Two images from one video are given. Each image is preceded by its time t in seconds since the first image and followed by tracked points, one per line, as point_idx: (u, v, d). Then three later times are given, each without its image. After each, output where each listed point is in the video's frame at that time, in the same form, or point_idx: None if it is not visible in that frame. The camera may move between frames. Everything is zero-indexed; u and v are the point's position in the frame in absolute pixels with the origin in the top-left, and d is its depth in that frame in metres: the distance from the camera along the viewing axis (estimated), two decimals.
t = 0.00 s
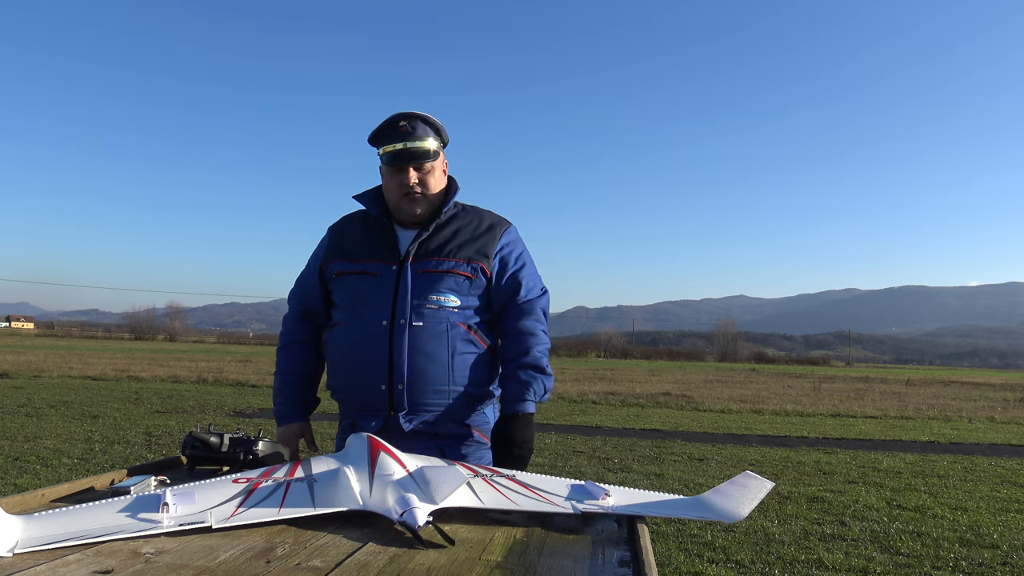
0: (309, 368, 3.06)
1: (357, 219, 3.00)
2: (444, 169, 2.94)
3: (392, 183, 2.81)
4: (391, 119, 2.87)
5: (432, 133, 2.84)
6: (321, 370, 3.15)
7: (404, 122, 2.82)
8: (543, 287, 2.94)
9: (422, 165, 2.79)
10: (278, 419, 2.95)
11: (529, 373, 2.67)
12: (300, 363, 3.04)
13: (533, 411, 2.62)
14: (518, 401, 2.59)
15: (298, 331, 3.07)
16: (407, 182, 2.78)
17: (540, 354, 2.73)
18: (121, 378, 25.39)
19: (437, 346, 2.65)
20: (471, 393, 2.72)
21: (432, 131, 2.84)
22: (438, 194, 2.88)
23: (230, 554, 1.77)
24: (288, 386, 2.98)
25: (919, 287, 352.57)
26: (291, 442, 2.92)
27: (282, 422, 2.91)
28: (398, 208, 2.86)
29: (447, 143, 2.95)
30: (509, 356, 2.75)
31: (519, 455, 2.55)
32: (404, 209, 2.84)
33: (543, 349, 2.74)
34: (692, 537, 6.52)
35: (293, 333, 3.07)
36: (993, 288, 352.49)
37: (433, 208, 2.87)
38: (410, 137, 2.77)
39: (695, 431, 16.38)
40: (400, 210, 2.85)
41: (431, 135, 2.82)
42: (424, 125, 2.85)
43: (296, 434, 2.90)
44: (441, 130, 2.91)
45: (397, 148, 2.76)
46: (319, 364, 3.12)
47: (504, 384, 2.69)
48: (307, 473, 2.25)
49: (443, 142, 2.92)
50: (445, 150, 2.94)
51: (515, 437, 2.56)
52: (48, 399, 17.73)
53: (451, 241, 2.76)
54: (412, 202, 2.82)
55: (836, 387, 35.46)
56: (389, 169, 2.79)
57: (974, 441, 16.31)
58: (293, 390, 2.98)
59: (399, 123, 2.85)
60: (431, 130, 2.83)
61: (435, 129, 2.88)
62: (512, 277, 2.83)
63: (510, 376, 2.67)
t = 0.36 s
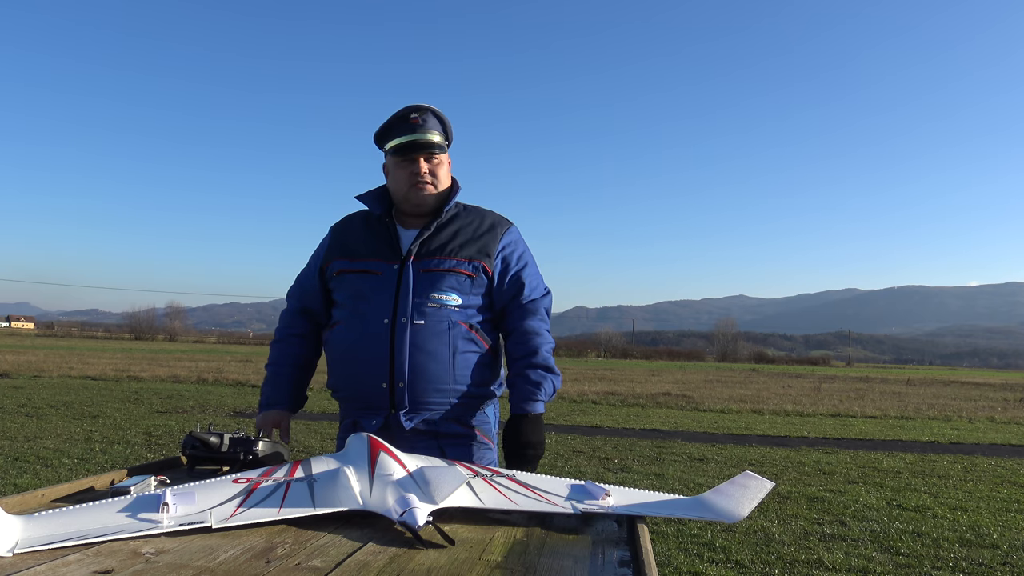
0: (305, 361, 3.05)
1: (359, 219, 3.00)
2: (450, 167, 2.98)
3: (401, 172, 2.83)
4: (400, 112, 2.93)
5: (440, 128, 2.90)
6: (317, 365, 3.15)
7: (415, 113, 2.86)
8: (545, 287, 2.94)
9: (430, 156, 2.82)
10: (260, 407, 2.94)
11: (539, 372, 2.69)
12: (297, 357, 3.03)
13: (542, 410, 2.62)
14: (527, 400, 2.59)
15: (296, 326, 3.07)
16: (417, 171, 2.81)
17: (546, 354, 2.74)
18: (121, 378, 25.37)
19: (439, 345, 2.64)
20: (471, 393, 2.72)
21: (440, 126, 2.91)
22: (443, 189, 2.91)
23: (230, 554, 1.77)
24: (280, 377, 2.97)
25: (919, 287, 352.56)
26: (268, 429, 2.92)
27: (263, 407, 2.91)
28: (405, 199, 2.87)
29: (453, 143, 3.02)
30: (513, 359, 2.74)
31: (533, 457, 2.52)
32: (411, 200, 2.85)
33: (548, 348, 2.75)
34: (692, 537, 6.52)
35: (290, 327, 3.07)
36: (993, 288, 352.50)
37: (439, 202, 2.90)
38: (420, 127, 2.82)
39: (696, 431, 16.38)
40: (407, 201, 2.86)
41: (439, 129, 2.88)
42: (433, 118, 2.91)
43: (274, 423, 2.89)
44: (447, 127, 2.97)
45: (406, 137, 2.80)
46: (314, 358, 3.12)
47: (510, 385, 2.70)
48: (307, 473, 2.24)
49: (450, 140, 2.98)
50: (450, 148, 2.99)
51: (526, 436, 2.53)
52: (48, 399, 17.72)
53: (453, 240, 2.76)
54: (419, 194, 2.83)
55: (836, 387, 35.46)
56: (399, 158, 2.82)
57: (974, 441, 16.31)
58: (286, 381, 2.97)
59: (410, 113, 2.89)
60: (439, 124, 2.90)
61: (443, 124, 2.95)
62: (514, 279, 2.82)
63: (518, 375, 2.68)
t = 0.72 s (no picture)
0: (307, 363, 3.05)
1: (359, 219, 3.00)
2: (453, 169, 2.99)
3: (404, 171, 2.83)
4: (406, 111, 2.93)
5: (446, 129, 2.91)
6: (319, 367, 3.14)
7: (421, 113, 2.87)
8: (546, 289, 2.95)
9: (434, 157, 2.83)
10: (269, 412, 2.94)
11: (536, 374, 2.69)
12: (298, 358, 3.03)
13: (538, 412, 2.62)
14: (522, 403, 2.59)
15: (297, 328, 3.06)
16: (420, 169, 2.81)
17: (545, 355, 2.75)
18: (121, 378, 25.38)
19: (440, 345, 2.64)
20: (472, 394, 2.71)
21: (446, 128, 2.91)
22: (446, 190, 2.92)
23: (230, 554, 1.77)
24: (284, 380, 2.97)
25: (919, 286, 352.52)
26: (281, 436, 2.91)
27: (273, 414, 2.92)
28: (407, 199, 2.86)
29: (458, 145, 3.02)
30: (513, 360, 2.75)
31: (524, 459, 2.54)
32: (413, 200, 2.85)
33: (547, 349, 2.75)
34: (692, 537, 6.52)
35: (292, 329, 3.06)
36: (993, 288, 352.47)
37: (442, 203, 2.90)
38: (426, 126, 2.82)
39: (696, 431, 16.38)
40: (409, 201, 2.86)
41: (445, 130, 2.89)
42: (439, 119, 2.92)
43: (286, 429, 2.89)
44: (453, 128, 2.98)
45: (412, 136, 2.80)
46: (316, 360, 3.12)
47: (509, 386, 2.70)
48: (307, 473, 2.24)
49: (454, 142, 2.98)
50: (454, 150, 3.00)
51: (519, 439, 2.54)
52: (47, 399, 17.72)
53: (454, 241, 2.76)
54: (421, 194, 2.83)
55: (836, 387, 35.46)
56: (403, 156, 2.82)
57: (974, 441, 16.30)
58: (289, 384, 2.97)
59: (416, 113, 2.90)
60: (445, 126, 2.91)
61: (448, 126, 2.96)
62: (516, 280, 2.82)
63: (517, 377, 2.69)
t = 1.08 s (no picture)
0: (305, 362, 3.05)
1: (359, 218, 3.00)
2: (451, 168, 2.98)
3: (401, 170, 2.83)
4: (402, 111, 2.93)
5: (443, 128, 2.91)
6: (317, 366, 3.15)
7: (417, 112, 2.87)
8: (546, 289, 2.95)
9: (431, 156, 2.83)
10: (266, 411, 2.94)
11: (537, 374, 2.69)
12: (296, 358, 3.03)
13: (539, 412, 2.62)
14: (523, 403, 2.59)
15: (296, 327, 3.07)
16: (417, 169, 2.81)
17: (546, 355, 2.74)
18: (121, 378, 25.37)
19: (440, 345, 2.65)
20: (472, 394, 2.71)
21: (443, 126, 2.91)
22: (444, 189, 2.91)
23: (230, 554, 1.77)
24: (282, 379, 2.97)
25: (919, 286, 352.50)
26: (275, 434, 2.91)
27: (269, 412, 2.92)
28: (405, 198, 2.86)
29: (455, 144, 3.02)
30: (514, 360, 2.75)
31: (527, 459, 2.54)
32: (410, 199, 2.85)
33: (547, 350, 2.75)
34: (692, 537, 6.52)
35: (290, 328, 3.06)
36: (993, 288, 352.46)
37: (439, 202, 2.90)
38: (422, 125, 2.82)
39: (696, 431, 16.38)
40: (406, 200, 2.86)
41: (441, 129, 2.88)
42: (435, 118, 2.92)
43: (280, 427, 2.89)
44: (450, 128, 2.98)
45: (408, 135, 2.80)
46: (314, 360, 3.12)
47: (509, 386, 2.71)
48: (307, 473, 2.24)
49: (452, 141, 2.98)
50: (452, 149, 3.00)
51: (521, 438, 2.53)
52: (47, 399, 17.72)
53: (454, 241, 2.76)
54: (418, 193, 2.83)
55: (836, 387, 35.46)
56: (399, 156, 2.82)
57: (974, 441, 16.30)
58: (287, 383, 2.97)
59: (412, 112, 2.90)
60: (442, 124, 2.91)
61: (445, 125, 2.96)
62: (516, 279, 2.82)
63: (517, 377, 2.69)
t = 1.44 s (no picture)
0: (305, 363, 3.05)
1: (358, 219, 3.00)
2: (447, 166, 2.98)
3: (396, 170, 2.83)
4: (395, 111, 2.94)
5: (437, 126, 2.91)
6: (317, 368, 3.15)
7: (410, 112, 2.87)
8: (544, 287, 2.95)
9: (426, 154, 2.83)
10: (266, 412, 2.94)
11: (535, 374, 2.69)
12: (296, 359, 3.03)
13: (537, 412, 2.62)
14: (521, 402, 2.59)
15: (295, 328, 3.06)
16: (412, 169, 2.81)
17: (544, 355, 2.74)
18: (121, 378, 25.38)
19: (438, 345, 2.64)
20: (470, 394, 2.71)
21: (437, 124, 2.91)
22: (440, 187, 2.91)
23: (230, 554, 1.77)
24: (282, 380, 2.97)
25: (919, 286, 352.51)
26: (276, 435, 2.91)
27: (269, 414, 2.92)
28: (401, 198, 2.87)
29: (450, 142, 3.02)
30: (512, 359, 2.75)
31: (524, 459, 2.55)
32: (407, 198, 2.85)
33: (546, 349, 2.75)
34: (692, 537, 6.52)
35: (290, 329, 3.06)
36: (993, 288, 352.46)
37: (436, 201, 2.90)
38: (415, 124, 2.82)
39: (696, 431, 16.38)
40: (403, 200, 2.86)
41: (435, 127, 2.88)
42: (428, 117, 2.92)
43: (281, 428, 2.89)
44: (444, 125, 2.98)
45: (401, 135, 2.81)
46: (314, 361, 3.12)
47: (507, 386, 2.71)
48: (307, 473, 2.24)
49: (446, 139, 2.98)
50: (447, 147, 2.99)
51: (518, 438, 2.54)
52: (47, 399, 17.73)
53: (451, 241, 2.76)
54: (414, 192, 2.83)
55: (836, 387, 35.48)
56: (393, 156, 2.82)
57: (974, 441, 16.31)
58: (287, 384, 2.97)
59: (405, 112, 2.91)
60: (435, 122, 2.91)
61: (439, 123, 2.95)
62: (514, 278, 2.82)
63: (515, 376, 2.69)
